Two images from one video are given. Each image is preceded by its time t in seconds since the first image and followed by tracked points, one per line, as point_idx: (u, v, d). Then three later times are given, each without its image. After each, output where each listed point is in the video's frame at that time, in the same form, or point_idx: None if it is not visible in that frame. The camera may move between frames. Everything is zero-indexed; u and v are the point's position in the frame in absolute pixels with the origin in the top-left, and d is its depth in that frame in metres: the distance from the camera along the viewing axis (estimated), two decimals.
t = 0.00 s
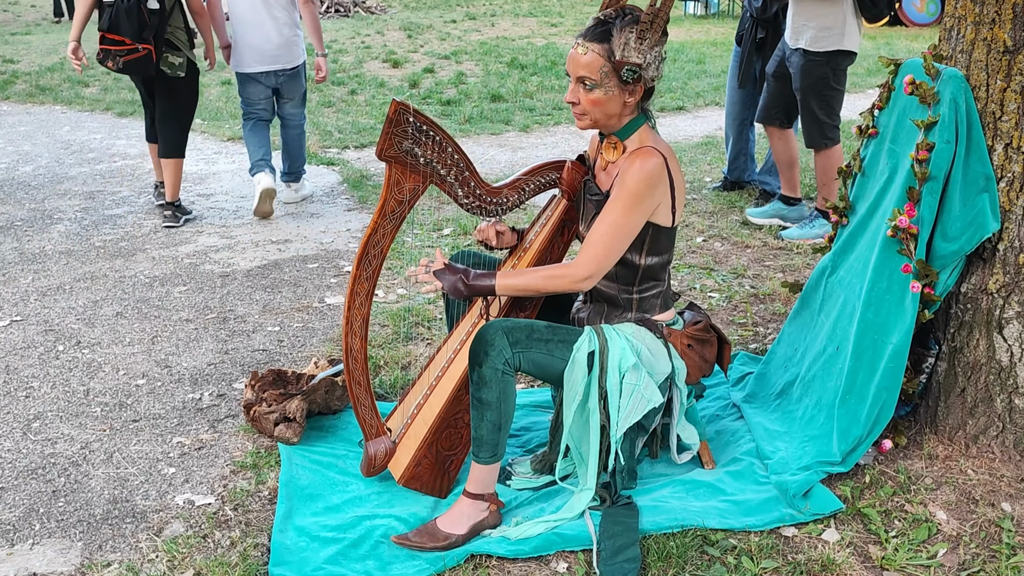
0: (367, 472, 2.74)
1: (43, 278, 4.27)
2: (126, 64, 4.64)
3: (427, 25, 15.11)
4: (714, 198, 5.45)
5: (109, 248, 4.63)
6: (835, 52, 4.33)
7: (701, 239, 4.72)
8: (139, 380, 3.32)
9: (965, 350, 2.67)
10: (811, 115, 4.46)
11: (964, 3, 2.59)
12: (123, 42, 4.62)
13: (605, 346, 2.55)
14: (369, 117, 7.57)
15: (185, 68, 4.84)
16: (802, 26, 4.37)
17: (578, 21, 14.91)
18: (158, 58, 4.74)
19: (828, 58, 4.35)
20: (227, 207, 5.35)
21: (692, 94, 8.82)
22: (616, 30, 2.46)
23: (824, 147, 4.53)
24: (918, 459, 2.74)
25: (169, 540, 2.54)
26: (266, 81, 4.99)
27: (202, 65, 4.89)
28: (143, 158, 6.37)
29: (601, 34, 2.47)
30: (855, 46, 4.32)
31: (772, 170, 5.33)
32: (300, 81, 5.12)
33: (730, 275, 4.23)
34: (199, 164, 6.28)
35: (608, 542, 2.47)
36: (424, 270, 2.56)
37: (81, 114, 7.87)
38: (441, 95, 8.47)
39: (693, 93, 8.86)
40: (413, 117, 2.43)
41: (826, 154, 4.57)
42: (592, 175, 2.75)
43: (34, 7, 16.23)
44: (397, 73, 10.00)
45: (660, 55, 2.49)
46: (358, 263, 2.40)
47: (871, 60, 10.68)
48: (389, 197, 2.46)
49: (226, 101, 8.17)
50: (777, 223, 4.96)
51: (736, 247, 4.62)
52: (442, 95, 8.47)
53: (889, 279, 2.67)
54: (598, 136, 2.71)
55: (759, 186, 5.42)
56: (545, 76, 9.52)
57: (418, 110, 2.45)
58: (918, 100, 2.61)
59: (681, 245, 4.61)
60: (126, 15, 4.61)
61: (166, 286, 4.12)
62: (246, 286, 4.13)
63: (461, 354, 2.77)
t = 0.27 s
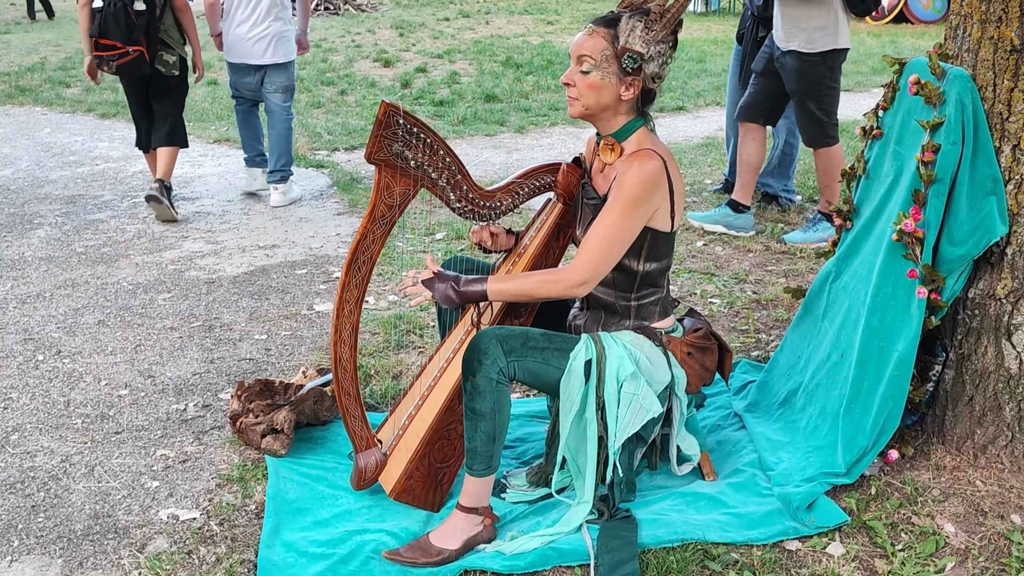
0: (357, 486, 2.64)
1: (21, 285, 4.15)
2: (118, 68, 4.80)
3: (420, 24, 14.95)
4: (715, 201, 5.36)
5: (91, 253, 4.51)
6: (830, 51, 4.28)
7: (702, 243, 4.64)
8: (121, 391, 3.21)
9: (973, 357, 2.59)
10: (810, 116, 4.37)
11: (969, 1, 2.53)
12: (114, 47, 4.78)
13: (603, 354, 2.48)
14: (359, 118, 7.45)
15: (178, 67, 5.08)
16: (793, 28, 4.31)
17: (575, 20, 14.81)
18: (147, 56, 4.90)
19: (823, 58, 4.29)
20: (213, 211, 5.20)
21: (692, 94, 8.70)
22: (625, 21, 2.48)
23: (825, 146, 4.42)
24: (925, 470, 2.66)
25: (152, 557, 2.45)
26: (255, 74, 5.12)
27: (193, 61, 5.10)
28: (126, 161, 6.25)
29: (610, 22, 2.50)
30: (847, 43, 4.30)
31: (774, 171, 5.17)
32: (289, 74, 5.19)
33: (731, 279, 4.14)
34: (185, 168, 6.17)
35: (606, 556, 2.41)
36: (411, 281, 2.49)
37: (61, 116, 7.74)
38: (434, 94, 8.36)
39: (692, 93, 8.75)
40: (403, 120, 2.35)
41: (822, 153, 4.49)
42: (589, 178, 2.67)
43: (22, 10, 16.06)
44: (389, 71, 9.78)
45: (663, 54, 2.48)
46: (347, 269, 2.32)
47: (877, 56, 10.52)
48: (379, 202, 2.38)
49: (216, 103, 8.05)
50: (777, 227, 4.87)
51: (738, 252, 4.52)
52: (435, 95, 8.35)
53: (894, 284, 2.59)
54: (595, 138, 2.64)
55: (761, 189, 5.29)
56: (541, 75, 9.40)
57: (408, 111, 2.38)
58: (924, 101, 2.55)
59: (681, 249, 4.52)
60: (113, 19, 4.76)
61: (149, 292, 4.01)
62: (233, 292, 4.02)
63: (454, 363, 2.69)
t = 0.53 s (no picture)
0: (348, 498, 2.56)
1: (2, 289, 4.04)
2: (90, 52, 4.91)
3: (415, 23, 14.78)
4: (718, 201, 5.24)
5: (74, 258, 4.40)
6: (799, 43, 4.21)
7: (705, 245, 4.54)
8: (105, 401, 3.12)
9: (984, 364, 2.52)
10: (784, 111, 4.31)
11: None
12: (87, 32, 4.89)
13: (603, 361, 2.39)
14: (350, 117, 7.31)
15: (167, 57, 5.09)
16: (759, 22, 4.25)
17: (572, 15, 14.66)
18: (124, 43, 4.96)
19: (794, 52, 4.23)
20: (200, 213, 5.08)
21: (694, 92, 8.57)
22: (627, 14, 2.45)
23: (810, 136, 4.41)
24: (936, 479, 2.58)
25: (136, 572, 2.35)
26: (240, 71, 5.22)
27: (182, 52, 5.10)
28: (111, 162, 6.15)
29: (614, 15, 2.47)
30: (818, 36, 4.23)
31: (779, 172, 5.04)
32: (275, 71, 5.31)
33: (735, 283, 4.03)
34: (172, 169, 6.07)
35: (607, 569, 2.34)
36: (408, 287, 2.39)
37: (43, 115, 7.64)
38: (429, 93, 8.24)
39: (694, 92, 8.63)
40: (397, 119, 2.28)
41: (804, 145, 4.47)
42: (588, 180, 2.59)
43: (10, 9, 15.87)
44: (380, 68, 9.62)
45: (664, 52, 2.43)
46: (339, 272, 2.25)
47: (886, 51, 10.34)
48: (372, 204, 2.30)
49: (206, 101, 7.92)
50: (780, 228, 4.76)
51: (742, 255, 4.42)
52: (430, 93, 8.23)
53: (903, 288, 2.52)
54: (594, 138, 2.57)
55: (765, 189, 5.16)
56: (538, 73, 9.25)
57: (403, 111, 2.30)
58: (932, 99, 2.48)
59: (683, 252, 4.42)
60: (87, 5, 4.86)
61: (134, 298, 3.91)
62: (221, 298, 3.92)
63: (449, 370, 2.60)
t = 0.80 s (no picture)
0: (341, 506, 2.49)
1: None
2: (91, 49, 4.95)
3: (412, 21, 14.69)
4: (719, 201, 5.17)
5: (59, 259, 4.31)
6: (758, 31, 4.13)
7: (708, 246, 4.45)
8: (91, 406, 3.04)
9: (994, 367, 2.45)
10: (723, 97, 4.21)
11: None
12: (88, 29, 4.91)
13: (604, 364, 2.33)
14: (343, 114, 7.21)
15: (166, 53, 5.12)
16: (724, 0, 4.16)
17: (571, 11, 14.51)
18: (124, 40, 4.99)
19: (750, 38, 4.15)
20: (189, 213, 4.98)
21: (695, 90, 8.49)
22: (630, 8, 2.39)
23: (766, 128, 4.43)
24: (945, 486, 2.51)
25: None
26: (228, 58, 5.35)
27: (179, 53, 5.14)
28: (97, 161, 6.05)
29: (616, 10, 2.41)
30: (777, 30, 4.15)
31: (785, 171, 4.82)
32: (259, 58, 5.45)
33: (738, 285, 3.95)
34: (160, 168, 5.98)
35: None
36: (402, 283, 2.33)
37: (26, 113, 7.55)
38: (424, 91, 8.15)
39: (697, 88, 8.51)
40: (392, 116, 2.20)
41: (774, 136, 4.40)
42: (589, 179, 2.52)
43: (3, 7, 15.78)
44: (374, 66, 9.54)
45: (667, 47, 2.36)
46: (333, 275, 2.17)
47: (892, 47, 10.23)
48: (366, 204, 2.22)
49: (196, 98, 7.80)
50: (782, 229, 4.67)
51: (746, 256, 4.30)
52: (425, 91, 8.15)
53: (911, 289, 2.45)
54: (595, 135, 2.51)
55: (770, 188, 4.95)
56: (537, 69, 9.13)
57: (399, 108, 2.22)
58: (940, 96, 2.41)
59: (685, 252, 4.34)
60: (88, 3, 4.88)
61: (122, 301, 3.83)
62: (210, 300, 3.85)
63: (445, 374, 2.53)
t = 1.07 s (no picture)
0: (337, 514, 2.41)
1: None
2: (106, 36, 4.90)
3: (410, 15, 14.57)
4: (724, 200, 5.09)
5: (45, 260, 4.23)
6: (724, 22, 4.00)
7: (713, 245, 4.31)
8: (79, 411, 2.96)
9: (1009, 370, 2.38)
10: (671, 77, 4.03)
11: None
12: (103, 15, 4.87)
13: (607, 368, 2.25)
14: (338, 111, 7.11)
15: (171, 38, 5.03)
16: None
17: (572, 5, 14.37)
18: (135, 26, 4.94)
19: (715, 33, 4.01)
20: (179, 214, 4.88)
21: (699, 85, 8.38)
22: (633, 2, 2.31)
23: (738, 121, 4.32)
24: (959, 493, 2.44)
25: None
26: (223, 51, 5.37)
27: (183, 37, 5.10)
28: (84, 159, 5.96)
29: (618, 3, 2.33)
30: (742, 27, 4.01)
31: (791, 169, 4.72)
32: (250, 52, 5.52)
33: (745, 286, 3.86)
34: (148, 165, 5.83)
35: None
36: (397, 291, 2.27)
37: (10, 111, 7.46)
38: (421, 87, 8.06)
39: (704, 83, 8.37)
40: (389, 111, 2.13)
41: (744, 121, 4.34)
42: (591, 176, 2.45)
43: None
44: (370, 61, 9.44)
45: (670, 41, 2.29)
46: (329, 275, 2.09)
47: (902, 42, 10.11)
48: (362, 201, 2.13)
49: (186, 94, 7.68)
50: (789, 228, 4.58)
51: (753, 256, 4.19)
52: (422, 87, 8.06)
53: (923, 290, 2.38)
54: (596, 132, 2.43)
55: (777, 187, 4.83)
56: (537, 65, 9.01)
57: (396, 104, 2.15)
58: (953, 90, 2.34)
59: (691, 253, 4.24)
60: None
61: (110, 303, 3.75)
62: (201, 302, 3.77)
63: (444, 378, 2.44)
